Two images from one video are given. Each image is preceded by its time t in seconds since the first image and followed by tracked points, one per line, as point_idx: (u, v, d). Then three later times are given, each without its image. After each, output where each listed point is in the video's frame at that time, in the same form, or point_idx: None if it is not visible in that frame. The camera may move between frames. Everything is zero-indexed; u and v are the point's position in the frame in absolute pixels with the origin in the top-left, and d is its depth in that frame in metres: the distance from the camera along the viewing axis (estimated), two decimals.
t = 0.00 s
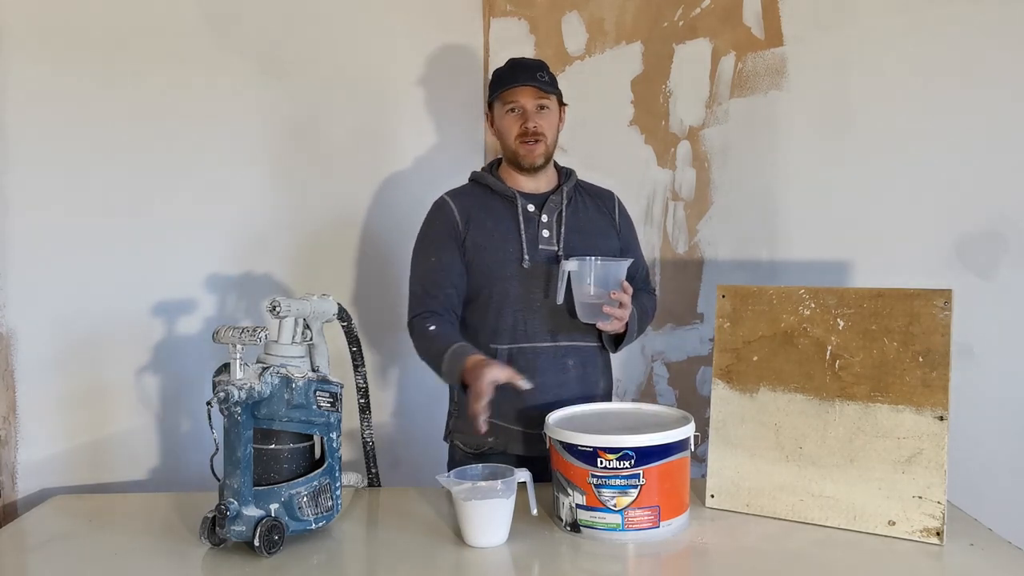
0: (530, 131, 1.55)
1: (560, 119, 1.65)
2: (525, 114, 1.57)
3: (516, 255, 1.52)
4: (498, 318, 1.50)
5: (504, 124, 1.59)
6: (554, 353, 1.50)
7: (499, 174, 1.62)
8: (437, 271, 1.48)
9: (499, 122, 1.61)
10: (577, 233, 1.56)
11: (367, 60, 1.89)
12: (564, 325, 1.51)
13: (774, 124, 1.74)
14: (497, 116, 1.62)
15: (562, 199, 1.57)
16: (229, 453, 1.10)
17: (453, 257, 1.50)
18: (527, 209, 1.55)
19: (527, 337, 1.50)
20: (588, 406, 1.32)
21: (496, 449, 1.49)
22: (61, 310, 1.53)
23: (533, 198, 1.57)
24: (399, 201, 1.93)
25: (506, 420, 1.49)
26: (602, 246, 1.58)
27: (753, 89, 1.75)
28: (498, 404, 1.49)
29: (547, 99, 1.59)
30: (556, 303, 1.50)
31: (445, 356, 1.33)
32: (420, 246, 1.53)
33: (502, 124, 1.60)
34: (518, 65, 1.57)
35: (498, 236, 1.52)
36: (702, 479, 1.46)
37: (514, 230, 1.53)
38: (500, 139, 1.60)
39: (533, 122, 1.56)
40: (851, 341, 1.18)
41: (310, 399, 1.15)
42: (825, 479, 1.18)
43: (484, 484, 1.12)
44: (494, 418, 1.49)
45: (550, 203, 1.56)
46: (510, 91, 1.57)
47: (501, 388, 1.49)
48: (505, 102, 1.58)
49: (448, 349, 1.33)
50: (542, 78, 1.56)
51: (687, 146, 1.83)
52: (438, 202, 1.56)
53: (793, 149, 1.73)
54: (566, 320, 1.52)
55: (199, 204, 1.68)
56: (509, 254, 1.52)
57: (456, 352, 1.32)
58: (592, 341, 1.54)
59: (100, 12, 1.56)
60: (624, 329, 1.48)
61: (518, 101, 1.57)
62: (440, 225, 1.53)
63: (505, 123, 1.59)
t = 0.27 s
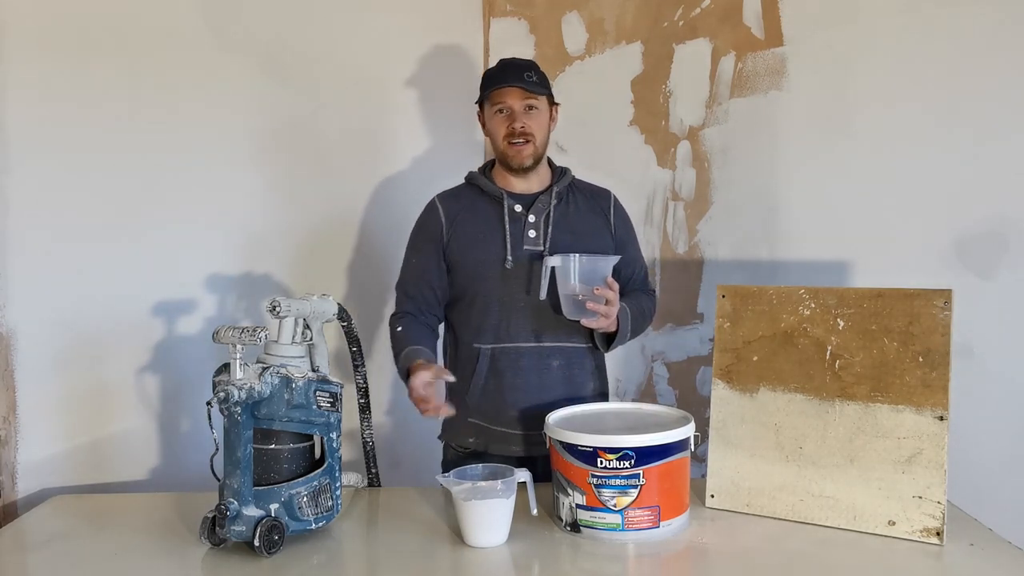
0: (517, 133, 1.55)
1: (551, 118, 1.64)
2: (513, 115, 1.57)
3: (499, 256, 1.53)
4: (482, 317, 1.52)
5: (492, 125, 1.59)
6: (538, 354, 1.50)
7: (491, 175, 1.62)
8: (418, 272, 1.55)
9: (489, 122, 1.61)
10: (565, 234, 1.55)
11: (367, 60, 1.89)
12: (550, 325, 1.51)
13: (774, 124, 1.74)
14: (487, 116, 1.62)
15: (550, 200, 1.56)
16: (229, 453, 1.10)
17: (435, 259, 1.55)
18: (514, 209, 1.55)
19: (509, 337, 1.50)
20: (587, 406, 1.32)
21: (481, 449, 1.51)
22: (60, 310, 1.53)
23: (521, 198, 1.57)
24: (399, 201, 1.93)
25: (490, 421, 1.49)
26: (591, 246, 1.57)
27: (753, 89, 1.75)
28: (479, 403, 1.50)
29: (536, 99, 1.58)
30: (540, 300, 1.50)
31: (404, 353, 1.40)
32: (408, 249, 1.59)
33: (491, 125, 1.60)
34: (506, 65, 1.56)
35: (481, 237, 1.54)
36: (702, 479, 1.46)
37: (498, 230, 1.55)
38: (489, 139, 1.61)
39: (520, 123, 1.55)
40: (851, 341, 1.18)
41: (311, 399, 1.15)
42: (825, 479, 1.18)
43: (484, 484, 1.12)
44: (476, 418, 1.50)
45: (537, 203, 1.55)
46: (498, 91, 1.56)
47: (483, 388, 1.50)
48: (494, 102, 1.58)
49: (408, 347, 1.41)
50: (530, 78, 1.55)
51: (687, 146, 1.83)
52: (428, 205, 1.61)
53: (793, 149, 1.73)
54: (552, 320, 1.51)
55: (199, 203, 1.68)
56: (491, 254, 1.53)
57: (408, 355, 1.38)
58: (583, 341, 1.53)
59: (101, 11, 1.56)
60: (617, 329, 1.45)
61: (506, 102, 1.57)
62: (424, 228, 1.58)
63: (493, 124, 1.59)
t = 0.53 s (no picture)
0: (511, 149, 1.52)
1: (551, 128, 1.60)
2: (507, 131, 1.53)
3: (496, 253, 1.53)
4: (479, 314, 1.52)
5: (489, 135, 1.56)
6: (535, 352, 1.50)
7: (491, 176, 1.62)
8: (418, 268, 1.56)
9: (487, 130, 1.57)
10: (563, 231, 1.55)
11: (367, 60, 1.89)
12: (546, 323, 1.51)
13: (775, 124, 1.74)
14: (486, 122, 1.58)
15: (550, 197, 1.56)
16: (229, 453, 1.10)
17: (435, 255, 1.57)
18: (512, 206, 1.55)
19: (505, 334, 1.51)
20: (588, 406, 1.32)
21: (476, 445, 1.51)
22: (60, 310, 1.53)
23: (521, 197, 1.57)
24: (398, 202, 1.93)
25: (485, 418, 1.50)
26: (589, 244, 1.56)
27: (753, 89, 1.75)
28: (475, 399, 1.51)
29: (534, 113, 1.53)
30: (540, 292, 1.50)
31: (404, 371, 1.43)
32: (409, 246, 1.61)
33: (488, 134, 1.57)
34: (505, 76, 1.51)
35: (480, 234, 1.55)
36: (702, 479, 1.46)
37: (496, 227, 1.55)
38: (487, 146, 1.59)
39: (513, 140, 1.52)
40: (851, 341, 1.18)
41: (310, 399, 1.15)
42: (825, 479, 1.18)
43: (484, 484, 1.12)
44: (471, 414, 1.52)
45: (536, 201, 1.55)
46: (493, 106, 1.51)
47: (479, 385, 1.51)
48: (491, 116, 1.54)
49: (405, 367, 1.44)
50: (524, 94, 1.50)
51: (687, 146, 1.83)
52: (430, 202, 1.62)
53: (793, 149, 1.73)
54: (549, 318, 1.51)
55: (199, 204, 1.68)
56: (488, 251, 1.53)
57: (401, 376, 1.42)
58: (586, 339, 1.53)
59: (101, 12, 1.56)
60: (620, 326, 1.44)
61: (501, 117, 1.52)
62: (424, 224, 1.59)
63: (490, 135, 1.56)
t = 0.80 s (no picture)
0: (553, 153, 1.52)
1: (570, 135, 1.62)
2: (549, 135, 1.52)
3: (514, 252, 1.53)
4: (495, 313, 1.52)
5: (524, 138, 1.53)
6: (551, 350, 1.50)
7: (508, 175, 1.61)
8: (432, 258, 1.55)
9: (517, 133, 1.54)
10: (578, 231, 1.55)
11: (367, 60, 1.89)
12: (560, 321, 1.51)
13: (774, 124, 1.74)
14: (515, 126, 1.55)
15: (565, 197, 1.56)
16: (229, 453, 1.10)
17: (451, 247, 1.56)
18: (529, 205, 1.55)
19: (520, 332, 1.50)
20: (588, 406, 1.32)
21: (491, 444, 1.51)
22: (60, 310, 1.53)
23: (537, 195, 1.57)
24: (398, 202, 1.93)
25: (499, 415, 1.50)
26: (604, 244, 1.57)
27: (753, 89, 1.75)
28: (491, 398, 1.50)
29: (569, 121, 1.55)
30: (561, 296, 1.51)
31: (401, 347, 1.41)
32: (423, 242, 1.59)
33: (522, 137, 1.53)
34: (545, 83, 1.51)
35: (496, 231, 1.54)
36: (702, 479, 1.46)
37: (513, 226, 1.54)
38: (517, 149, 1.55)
39: (557, 144, 1.51)
40: (851, 341, 1.18)
41: (311, 399, 1.15)
42: (825, 479, 1.18)
43: (484, 484, 1.12)
44: (487, 413, 1.51)
45: (552, 200, 1.55)
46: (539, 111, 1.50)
47: (494, 383, 1.50)
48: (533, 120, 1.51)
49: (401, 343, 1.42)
50: (570, 100, 1.51)
51: (687, 146, 1.83)
52: (442, 198, 1.61)
53: (793, 149, 1.73)
54: (566, 317, 1.52)
55: (199, 204, 1.68)
56: (506, 249, 1.53)
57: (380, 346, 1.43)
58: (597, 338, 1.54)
59: (101, 12, 1.56)
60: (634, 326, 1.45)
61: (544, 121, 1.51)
62: (438, 217, 1.58)
63: (526, 139, 1.52)
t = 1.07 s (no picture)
0: (562, 155, 1.52)
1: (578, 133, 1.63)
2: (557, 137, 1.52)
3: (527, 251, 1.52)
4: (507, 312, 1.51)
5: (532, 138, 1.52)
6: (558, 350, 1.49)
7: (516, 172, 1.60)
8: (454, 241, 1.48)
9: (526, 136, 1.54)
10: (588, 232, 1.55)
11: (367, 60, 1.89)
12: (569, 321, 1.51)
13: (774, 124, 1.74)
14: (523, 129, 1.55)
15: (576, 198, 1.56)
16: (229, 453, 1.10)
17: (473, 233, 1.50)
18: (541, 204, 1.54)
19: (530, 330, 1.49)
20: (588, 406, 1.32)
21: (494, 440, 1.50)
22: (61, 310, 1.53)
23: (548, 195, 1.56)
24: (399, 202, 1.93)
25: (505, 413, 1.49)
26: (613, 246, 1.57)
27: (753, 89, 1.75)
28: (498, 394, 1.49)
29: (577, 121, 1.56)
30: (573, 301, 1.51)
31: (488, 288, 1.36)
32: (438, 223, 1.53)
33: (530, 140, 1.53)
34: (557, 85, 1.50)
35: (511, 227, 1.52)
36: (702, 479, 1.46)
37: (526, 225, 1.53)
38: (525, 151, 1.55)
39: (566, 146, 1.52)
40: (851, 341, 1.18)
41: (310, 399, 1.15)
42: (825, 479, 1.18)
43: (484, 484, 1.12)
44: (493, 409, 1.49)
45: (564, 201, 1.55)
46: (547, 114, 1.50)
47: (501, 380, 1.49)
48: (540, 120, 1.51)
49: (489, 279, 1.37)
50: (579, 102, 1.52)
51: (687, 146, 1.83)
52: (455, 189, 1.56)
53: (793, 149, 1.73)
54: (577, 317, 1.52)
55: (199, 203, 1.68)
56: (520, 248, 1.52)
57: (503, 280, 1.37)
58: (603, 340, 1.54)
59: (101, 12, 1.56)
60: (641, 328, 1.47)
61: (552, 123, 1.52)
62: (458, 205, 1.53)
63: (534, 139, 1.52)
